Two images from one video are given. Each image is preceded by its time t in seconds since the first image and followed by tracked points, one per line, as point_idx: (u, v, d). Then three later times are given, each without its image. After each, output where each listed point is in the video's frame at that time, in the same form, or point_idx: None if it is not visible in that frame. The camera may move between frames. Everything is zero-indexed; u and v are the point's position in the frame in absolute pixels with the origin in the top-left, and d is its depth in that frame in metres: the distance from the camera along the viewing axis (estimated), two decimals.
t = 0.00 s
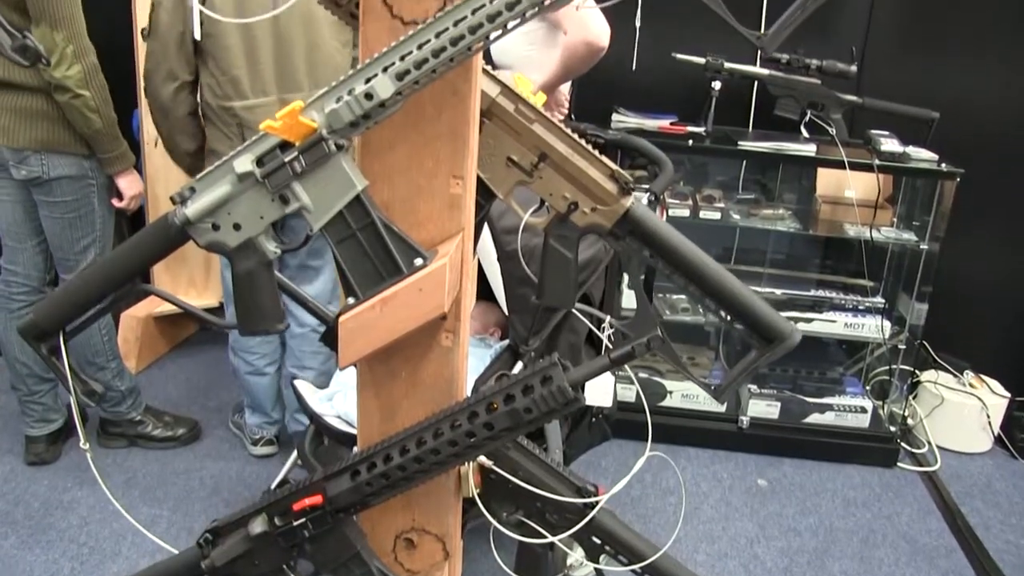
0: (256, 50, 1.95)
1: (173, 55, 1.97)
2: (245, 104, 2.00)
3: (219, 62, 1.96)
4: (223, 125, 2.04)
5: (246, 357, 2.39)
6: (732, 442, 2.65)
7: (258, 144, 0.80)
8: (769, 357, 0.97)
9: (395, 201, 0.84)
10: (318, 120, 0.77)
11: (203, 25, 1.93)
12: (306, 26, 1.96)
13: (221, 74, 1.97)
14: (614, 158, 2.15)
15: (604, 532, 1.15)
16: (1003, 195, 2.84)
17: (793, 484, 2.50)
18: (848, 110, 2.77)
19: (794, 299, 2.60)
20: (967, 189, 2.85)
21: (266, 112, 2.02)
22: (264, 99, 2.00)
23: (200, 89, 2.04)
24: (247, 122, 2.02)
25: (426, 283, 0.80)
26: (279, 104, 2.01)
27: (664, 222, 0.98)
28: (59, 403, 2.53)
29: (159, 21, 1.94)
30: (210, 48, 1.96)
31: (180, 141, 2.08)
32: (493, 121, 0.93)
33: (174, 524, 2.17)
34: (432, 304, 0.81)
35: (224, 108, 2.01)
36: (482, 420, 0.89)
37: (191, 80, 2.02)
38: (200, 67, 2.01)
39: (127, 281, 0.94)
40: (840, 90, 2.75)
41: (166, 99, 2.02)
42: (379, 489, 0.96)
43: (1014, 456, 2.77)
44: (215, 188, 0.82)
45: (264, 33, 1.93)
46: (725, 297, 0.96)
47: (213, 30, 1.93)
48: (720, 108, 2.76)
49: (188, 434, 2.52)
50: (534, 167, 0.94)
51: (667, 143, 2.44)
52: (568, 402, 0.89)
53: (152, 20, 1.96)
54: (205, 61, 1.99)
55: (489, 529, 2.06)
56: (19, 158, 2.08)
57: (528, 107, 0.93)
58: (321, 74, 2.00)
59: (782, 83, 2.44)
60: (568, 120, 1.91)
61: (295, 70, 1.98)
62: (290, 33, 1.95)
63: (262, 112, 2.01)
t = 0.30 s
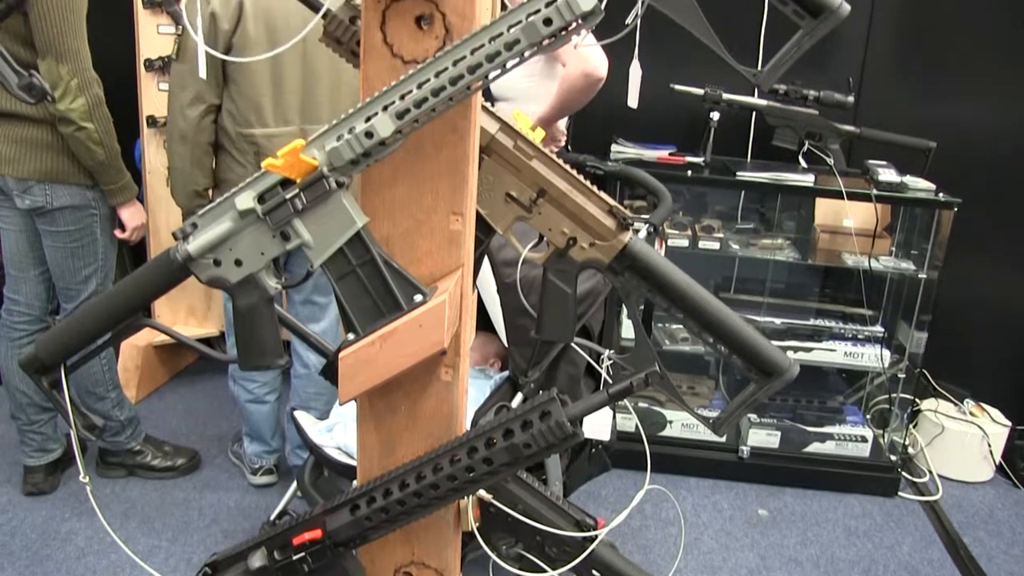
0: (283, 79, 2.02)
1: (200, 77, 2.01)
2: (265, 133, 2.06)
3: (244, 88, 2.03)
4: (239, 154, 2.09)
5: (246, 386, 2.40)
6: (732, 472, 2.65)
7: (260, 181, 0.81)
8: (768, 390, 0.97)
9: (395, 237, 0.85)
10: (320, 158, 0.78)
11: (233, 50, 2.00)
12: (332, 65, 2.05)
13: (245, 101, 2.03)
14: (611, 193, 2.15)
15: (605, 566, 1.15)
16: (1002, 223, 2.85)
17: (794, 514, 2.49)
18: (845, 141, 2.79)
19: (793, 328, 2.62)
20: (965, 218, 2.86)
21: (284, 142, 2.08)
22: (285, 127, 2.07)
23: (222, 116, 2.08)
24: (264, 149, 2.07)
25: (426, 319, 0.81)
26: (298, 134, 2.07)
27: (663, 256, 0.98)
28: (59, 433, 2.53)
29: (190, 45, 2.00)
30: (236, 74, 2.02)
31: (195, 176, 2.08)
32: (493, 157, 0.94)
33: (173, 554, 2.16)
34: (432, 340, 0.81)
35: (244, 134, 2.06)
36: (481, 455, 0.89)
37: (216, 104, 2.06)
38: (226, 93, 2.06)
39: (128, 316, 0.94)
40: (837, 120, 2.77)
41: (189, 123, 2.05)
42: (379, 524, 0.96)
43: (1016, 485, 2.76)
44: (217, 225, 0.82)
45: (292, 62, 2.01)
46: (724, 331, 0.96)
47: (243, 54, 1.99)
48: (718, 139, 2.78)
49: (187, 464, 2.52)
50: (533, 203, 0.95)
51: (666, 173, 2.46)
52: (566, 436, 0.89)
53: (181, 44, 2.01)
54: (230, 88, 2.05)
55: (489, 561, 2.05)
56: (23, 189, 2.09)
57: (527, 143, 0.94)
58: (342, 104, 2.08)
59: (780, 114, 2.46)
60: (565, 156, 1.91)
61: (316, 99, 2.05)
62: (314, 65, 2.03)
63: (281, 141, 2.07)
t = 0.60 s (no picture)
0: (295, 110, 2.02)
1: (214, 109, 1.98)
2: (278, 164, 2.05)
3: (258, 120, 2.02)
4: (249, 185, 2.09)
5: (252, 424, 2.29)
6: (732, 499, 2.64)
7: (261, 214, 0.81)
8: (766, 421, 0.97)
9: (396, 270, 0.85)
10: (320, 192, 0.79)
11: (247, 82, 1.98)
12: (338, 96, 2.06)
13: (259, 133, 2.02)
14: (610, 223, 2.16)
15: None
16: (1000, 249, 2.85)
17: (794, 541, 2.49)
18: (843, 168, 2.80)
19: (792, 355, 2.63)
20: (964, 243, 2.87)
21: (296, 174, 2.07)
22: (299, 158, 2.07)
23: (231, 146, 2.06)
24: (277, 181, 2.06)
25: (426, 351, 0.81)
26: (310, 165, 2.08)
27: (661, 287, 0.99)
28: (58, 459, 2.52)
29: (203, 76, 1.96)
30: (249, 105, 2.01)
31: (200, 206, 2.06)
32: (492, 189, 0.95)
33: None
34: (432, 372, 0.82)
35: (257, 166, 2.05)
36: (480, 486, 0.89)
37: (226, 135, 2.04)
38: (236, 123, 2.04)
39: (130, 346, 0.95)
40: (835, 147, 2.79)
41: (200, 155, 2.01)
42: (379, 554, 0.96)
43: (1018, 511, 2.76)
44: (218, 257, 0.83)
45: (303, 93, 2.01)
46: (721, 362, 0.96)
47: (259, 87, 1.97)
48: (717, 167, 2.80)
49: (186, 491, 2.52)
50: (532, 235, 0.96)
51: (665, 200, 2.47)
52: (565, 468, 0.89)
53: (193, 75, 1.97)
54: (242, 119, 2.03)
55: None
56: (27, 216, 2.10)
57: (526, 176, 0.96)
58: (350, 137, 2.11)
59: (779, 142, 2.47)
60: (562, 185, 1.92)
61: (327, 129, 2.06)
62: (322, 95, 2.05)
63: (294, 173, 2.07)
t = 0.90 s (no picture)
0: (284, 145, 2.00)
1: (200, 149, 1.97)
2: (266, 202, 2.04)
3: (247, 158, 2.00)
4: (239, 220, 2.08)
5: (257, 470, 2.22)
6: (734, 526, 2.64)
7: (265, 249, 0.82)
8: (767, 452, 0.98)
9: (399, 304, 0.86)
10: (324, 227, 0.80)
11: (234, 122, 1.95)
12: (329, 132, 2.03)
13: (248, 171, 2.01)
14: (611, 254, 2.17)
15: None
16: (999, 274, 2.86)
17: (796, 569, 2.48)
18: (842, 196, 2.81)
19: (792, 382, 2.63)
20: (963, 269, 2.88)
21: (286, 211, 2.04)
22: (290, 196, 2.05)
23: (217, 183, 2.05)
24: (268, 219, 2.05)
25: (428, 385, 0.82)
26: (302, 202, 2.06)
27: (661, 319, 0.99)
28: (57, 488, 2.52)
29: (189, 117, 1.94)
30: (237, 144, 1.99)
31: (187, 243, 2.06)
32: (494, 224, 0.97)
33: None
34: (435, 406, 0.82)
35: (246, 204, 2.04)
36: (484, 518, 0.89)
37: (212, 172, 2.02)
38: (222, 160, 2.02)
39: (135, 379, 0.95)
40: (835, 175, 2.80)
41: (187, 193, 2.01)
42: None
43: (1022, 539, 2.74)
44: (223, 291, 0.84)
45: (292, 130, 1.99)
46: (721, 394, 0.97)
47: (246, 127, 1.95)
48: (717, 194, 2.81)
49: (186, 519, 2.51)
50: (533, 268, 0.97)
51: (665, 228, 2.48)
52: (567, 501, 0.89)
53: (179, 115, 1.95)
54: (231, 157, 2.02)
55: None
56: (33, 244, 2.10)
57: (528, 210, 0.97)
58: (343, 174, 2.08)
59: (777, 170, 2.48)
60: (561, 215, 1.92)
61: (318, 168, 2.04)
62: (313, 132, 2.01)
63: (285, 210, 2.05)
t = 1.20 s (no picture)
0: (268, 173, 1.97)
1: (184, 176, 1.92)
2: (253, 230, 2.00)
3: (230, 186, 1.97)
4: (225, 250, 2.04)
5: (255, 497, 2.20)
6: (733, 553, 2.63)
7: (268, 278, 0.83)
8: (767, 481, 0.98)
9: (401, 333, 0.87)
10: (327, 256, 0.80)
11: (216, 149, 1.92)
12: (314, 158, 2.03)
13: (232, 200, 1.97)
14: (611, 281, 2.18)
15: None
16: (1000, 301, 2.87)
17: None
18: (842, 223, 2.82)
19: (792, 408, 2.63)
20: (963, 297, 2.89)
21: (274, 240, 2.02)
22: (275, 224, 2.01)
23: (202, 212, 2.01)
24: (255, 248, 2.01)
25: (429, 415, 0.82)
26: (286, 230, 2.03)
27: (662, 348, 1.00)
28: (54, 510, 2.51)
29: (171, 145, 1.90)
30: (220, 171, 1.95)
31: (173, 273, 2.01)
32: (496, 252, 0.97)
33: None
34: (436, 435, 0.82)
35: (231, 232, 2.00)
36: (484, 547, 0.89)
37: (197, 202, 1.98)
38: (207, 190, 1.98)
39: (136, 406, 0.95)
40: (834, 201, 2.81)
41: (172, 223, 1.96)
42: None
43: None
44: (226, 318, 0.84)
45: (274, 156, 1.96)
46: (722, 424, 0.97)
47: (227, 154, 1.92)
48: (718, 220, 2.82)
49: (184, 542, 2.51)
50: (535, 297, 0.97)
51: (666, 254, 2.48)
52: (567, 531, 0.90)
53: (162, 142, 1.90)
54: (215, 184, 1.97)
55: None
56: (35, 265, 2.11)
57: (530, 239, 0.98)
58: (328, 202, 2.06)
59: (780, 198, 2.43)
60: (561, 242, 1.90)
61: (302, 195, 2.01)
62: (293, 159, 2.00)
63: (271, 238, 2.01)
